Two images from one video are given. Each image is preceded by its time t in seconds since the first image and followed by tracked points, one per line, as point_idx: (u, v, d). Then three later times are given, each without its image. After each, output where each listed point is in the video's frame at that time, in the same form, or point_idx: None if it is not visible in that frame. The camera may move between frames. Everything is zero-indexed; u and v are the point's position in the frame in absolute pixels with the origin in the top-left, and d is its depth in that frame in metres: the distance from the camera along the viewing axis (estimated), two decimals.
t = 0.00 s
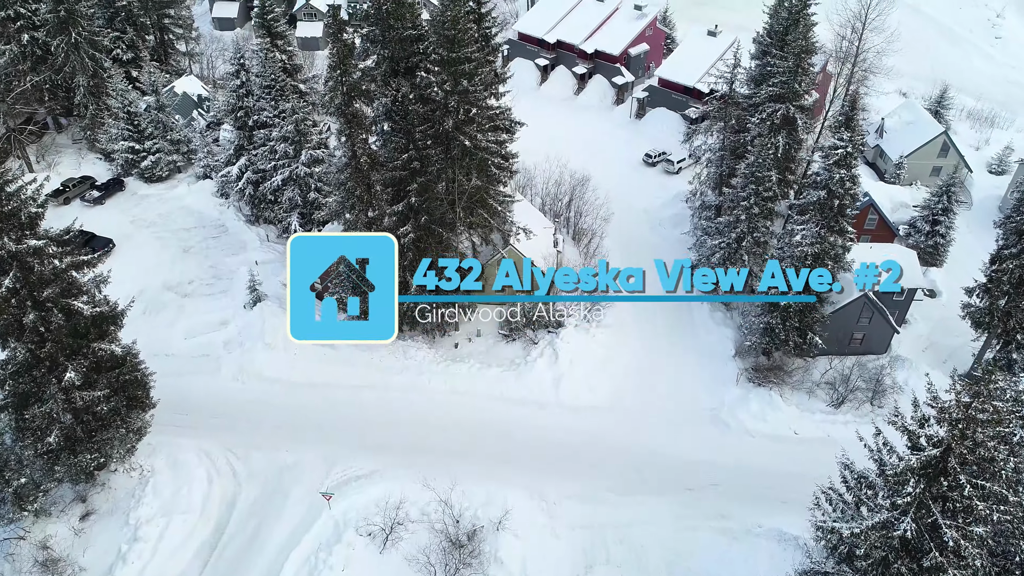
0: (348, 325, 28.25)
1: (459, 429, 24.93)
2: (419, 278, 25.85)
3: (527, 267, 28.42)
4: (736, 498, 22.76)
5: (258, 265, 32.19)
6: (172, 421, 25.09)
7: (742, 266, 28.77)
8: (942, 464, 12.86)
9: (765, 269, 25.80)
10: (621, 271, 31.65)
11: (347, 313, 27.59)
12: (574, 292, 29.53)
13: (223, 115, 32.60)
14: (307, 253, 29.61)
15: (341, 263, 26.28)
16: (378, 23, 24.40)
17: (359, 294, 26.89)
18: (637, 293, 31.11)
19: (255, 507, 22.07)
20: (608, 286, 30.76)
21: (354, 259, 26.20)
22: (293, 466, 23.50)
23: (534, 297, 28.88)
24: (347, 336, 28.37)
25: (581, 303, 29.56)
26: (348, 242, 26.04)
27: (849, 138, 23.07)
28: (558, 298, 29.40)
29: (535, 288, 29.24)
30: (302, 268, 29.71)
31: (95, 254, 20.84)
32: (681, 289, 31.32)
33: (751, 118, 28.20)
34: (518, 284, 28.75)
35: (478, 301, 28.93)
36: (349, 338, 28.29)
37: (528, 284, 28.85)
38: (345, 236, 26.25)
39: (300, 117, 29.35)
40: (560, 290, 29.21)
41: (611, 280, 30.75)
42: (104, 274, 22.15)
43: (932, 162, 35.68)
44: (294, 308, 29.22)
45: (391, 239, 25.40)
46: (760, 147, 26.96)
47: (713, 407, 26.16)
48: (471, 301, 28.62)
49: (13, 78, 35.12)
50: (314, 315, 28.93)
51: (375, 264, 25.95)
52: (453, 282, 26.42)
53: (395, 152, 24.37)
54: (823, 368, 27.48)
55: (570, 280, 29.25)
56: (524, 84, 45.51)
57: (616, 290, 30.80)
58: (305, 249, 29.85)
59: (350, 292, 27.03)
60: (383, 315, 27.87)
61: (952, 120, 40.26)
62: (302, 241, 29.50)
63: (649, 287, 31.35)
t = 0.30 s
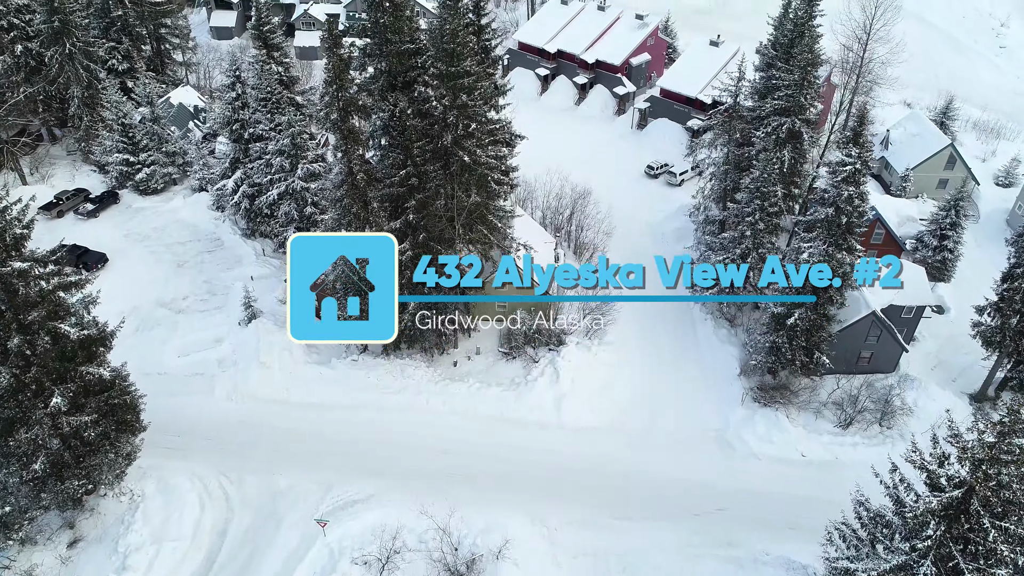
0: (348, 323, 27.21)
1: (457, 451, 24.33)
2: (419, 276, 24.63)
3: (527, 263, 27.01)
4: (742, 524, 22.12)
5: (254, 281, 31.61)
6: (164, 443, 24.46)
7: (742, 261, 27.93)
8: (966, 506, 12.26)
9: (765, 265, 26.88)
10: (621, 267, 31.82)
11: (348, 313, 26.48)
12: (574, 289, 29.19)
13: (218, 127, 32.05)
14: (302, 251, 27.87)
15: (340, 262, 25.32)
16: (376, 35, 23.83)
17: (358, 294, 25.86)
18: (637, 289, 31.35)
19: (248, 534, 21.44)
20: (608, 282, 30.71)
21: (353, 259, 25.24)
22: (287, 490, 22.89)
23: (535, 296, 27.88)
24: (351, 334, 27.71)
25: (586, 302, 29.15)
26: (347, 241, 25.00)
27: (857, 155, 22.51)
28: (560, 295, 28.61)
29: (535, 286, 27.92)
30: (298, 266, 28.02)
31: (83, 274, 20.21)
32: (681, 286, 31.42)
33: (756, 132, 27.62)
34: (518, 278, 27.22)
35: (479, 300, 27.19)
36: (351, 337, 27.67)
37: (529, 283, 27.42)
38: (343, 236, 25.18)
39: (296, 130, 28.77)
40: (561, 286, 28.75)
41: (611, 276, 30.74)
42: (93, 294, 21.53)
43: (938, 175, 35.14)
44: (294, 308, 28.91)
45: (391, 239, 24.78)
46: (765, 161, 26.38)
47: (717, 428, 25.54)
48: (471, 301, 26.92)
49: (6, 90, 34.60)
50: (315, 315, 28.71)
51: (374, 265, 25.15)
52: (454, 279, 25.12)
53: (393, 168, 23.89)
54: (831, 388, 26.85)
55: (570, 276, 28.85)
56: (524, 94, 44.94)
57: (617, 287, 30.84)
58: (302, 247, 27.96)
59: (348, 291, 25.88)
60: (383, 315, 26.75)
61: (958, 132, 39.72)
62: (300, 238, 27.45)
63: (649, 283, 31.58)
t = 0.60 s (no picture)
0: (347, 323, 25.23)
1: (455, 477, 23.67)
2: (419, 276, 23.70)
3: (527, 264, 27.84)
4: (750, 554, 21.43)
5: (250, 299, 31.02)
6: (155, 469, 23.77)
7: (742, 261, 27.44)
8: (991, 555, 12.16)
9: (765, 265, 26.50)
10: (621, 267, 32.31)
11: (347, 314, 24.71)
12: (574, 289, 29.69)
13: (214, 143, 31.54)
14: (303, 248, 27.16)
15: (340, 262, 23.90)
16: (373, 52, 23.34)
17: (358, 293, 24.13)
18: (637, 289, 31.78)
19: (240, 564, 20.75)
20: (608, 282, 31.30)
21: (353, 259, 23.82)
22: (281, 518, 22.20)
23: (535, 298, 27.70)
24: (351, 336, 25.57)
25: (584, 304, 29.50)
26: (346, 239, 23.56)
27: (866, 175, 21.94)
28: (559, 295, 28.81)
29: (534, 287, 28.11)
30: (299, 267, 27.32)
31: (70, 299, 19.54)
32: (681, 286, 31.84)
33: (762, 149, 27.07)
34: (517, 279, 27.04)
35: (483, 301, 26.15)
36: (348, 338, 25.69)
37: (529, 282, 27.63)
38: (342, 235, 23.78)
39: (292, 147, 28.24)
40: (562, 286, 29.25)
41: (611, 276, 31.30)
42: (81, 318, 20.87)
43: (945, 191, 34.59)
44: (294, 307, 27.63)
45: (392, 240, 23.62)
46: (771, 179, 25.86)
47: (722, 453, 24.89)
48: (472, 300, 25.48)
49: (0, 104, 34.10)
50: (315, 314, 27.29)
51: (374, 265, 23.79)
52: (453, 279, 24.25)
53: (391, 187, 23.25)
54: (840, 412, 26.21)
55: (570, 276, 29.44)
56: (524, 106, 44.44)
57: (617, 287, 31.38)
58: (303, 248, 27.62)
59: (348, 292, 24.17)
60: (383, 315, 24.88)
61: (964, 146, 39.20)
62: (302, 238, 27.05)
63: (648, 283, 32.00)
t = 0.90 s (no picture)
0: (345, 323, 23.83)
1: (454, 507, 22.95)
2: (419, 275, 22.27)
3: (527, 264, 28.31)
4: None
5: (245, 320, 30.45)
6: (145, 498, 23.05)
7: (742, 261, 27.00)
8: None
9: (765, 265, 25.87)
10: (621, 268, 32.69)
11: (347, 314, 23.56)
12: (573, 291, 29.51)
13: (208, 160, 30.97)
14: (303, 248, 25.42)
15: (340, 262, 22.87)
16: (371, 70, 22.82)
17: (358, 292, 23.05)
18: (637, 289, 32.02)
19: None
20: (608, 282, 31.50)
21: (353, 259, 22.71)
22: (274, 550, 21.45)
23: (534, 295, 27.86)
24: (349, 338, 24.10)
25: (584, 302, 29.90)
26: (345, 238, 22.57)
27: (876, 197, 21.31)
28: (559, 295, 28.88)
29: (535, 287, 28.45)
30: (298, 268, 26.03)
31: (56, 326, 18.91)
32: (681, 286, 32.10)
33: (767, 169, 26.56)
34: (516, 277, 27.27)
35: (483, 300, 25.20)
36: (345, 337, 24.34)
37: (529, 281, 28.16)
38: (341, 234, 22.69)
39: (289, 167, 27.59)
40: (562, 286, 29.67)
41: (611, 276, 31.59)
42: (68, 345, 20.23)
43: (952, 209, 34.03)
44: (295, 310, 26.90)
45: (392, 238, 22.27)
46: (777, 200, 25.40)
47: (729, 481, 24.16)
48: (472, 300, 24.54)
49: None
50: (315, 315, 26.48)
51: (374, 265, 22.60)
52: (453, 279, 22.93)
53: (388, 210, 22.39)
54: (849, 437, 25.55)
55: (570, 276, 29.84)
56: (525, 122, 43.87)
57: (617, 286, 31.62)
58: (303, 248, 25.96)
59: (348, 291, 23.15)
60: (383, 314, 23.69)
61: (970, 162, 38.65)
62: (302, 238, 25.06)
63: (649, 283, 32.26)
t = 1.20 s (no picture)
0: (344, 323, 22.78)
1: (452, 545, 22.13)
2: (418, 276, 21.35)
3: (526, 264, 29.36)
4: None
5: (240, 346, 29.83)
6: (132, 534, 22.24)
7: (743, 260, 26.84)
8: None
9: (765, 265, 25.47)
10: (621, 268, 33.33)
11: (346, 314, 22.71)
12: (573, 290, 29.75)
13: (203, 184, 30.43)
14: (304, 250, 25.01)
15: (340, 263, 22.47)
16: (369, 99, 22.31)
17: (358, 290, 22.39)
18: (637, 289, 32.46)
19: None
20: (608, 282, 32.00)
21: (353, 259, 22.37)
22: None
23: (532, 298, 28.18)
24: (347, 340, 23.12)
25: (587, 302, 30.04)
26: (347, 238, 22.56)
27: (886, 225, 20.73)
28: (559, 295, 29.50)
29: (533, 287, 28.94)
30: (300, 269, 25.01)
31: (39, 360, 18.24)
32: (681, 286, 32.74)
33: (773, 193, 25.99)
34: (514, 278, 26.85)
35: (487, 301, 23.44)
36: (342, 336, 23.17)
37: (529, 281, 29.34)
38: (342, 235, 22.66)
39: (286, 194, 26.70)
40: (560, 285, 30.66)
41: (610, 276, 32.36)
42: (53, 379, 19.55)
43: (959, 231, 33.49)
44: (294, 312, 25.31)
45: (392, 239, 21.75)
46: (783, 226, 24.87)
47: (736, 516, 23.36)
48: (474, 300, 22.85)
49: None
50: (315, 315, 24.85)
51: (374, 265, 22.09)
52: (454, 280, 21.68)
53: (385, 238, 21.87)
54: (860, 469, 24.80)
55: (570, 276, 30.09)
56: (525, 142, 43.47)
57: (617, 286, 32.10)
58: (304, 248, 25.47)
59: (348, 292, 22.50)
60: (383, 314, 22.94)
61: (976, 183, 38.16)
62: (303, 238, 24.77)
63: (648, 283, 32.90)
